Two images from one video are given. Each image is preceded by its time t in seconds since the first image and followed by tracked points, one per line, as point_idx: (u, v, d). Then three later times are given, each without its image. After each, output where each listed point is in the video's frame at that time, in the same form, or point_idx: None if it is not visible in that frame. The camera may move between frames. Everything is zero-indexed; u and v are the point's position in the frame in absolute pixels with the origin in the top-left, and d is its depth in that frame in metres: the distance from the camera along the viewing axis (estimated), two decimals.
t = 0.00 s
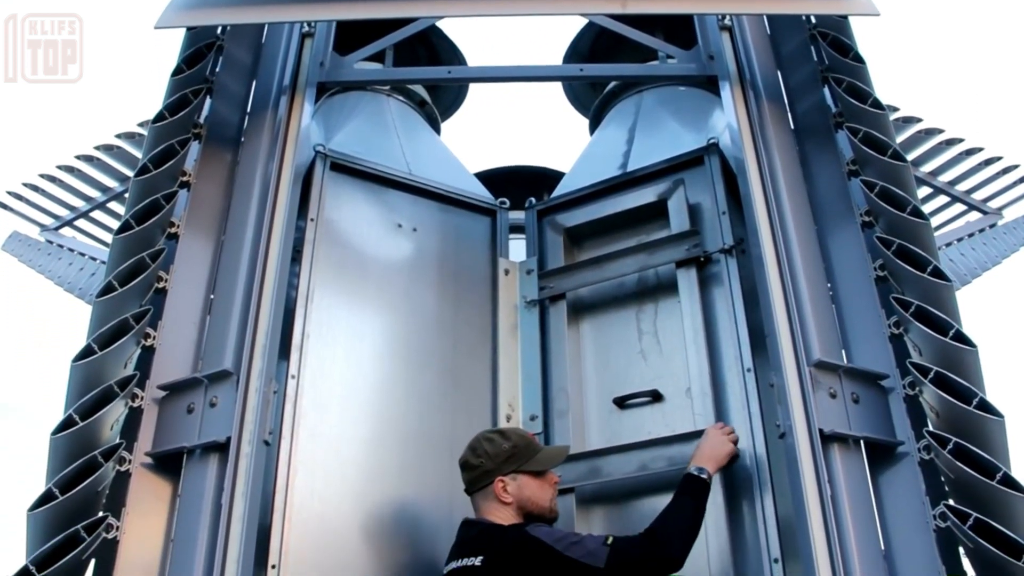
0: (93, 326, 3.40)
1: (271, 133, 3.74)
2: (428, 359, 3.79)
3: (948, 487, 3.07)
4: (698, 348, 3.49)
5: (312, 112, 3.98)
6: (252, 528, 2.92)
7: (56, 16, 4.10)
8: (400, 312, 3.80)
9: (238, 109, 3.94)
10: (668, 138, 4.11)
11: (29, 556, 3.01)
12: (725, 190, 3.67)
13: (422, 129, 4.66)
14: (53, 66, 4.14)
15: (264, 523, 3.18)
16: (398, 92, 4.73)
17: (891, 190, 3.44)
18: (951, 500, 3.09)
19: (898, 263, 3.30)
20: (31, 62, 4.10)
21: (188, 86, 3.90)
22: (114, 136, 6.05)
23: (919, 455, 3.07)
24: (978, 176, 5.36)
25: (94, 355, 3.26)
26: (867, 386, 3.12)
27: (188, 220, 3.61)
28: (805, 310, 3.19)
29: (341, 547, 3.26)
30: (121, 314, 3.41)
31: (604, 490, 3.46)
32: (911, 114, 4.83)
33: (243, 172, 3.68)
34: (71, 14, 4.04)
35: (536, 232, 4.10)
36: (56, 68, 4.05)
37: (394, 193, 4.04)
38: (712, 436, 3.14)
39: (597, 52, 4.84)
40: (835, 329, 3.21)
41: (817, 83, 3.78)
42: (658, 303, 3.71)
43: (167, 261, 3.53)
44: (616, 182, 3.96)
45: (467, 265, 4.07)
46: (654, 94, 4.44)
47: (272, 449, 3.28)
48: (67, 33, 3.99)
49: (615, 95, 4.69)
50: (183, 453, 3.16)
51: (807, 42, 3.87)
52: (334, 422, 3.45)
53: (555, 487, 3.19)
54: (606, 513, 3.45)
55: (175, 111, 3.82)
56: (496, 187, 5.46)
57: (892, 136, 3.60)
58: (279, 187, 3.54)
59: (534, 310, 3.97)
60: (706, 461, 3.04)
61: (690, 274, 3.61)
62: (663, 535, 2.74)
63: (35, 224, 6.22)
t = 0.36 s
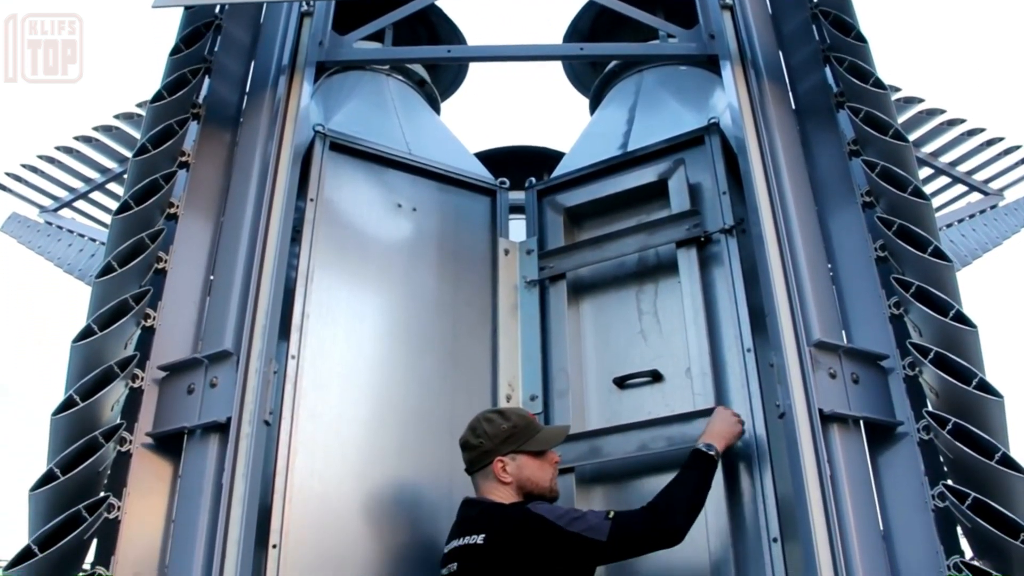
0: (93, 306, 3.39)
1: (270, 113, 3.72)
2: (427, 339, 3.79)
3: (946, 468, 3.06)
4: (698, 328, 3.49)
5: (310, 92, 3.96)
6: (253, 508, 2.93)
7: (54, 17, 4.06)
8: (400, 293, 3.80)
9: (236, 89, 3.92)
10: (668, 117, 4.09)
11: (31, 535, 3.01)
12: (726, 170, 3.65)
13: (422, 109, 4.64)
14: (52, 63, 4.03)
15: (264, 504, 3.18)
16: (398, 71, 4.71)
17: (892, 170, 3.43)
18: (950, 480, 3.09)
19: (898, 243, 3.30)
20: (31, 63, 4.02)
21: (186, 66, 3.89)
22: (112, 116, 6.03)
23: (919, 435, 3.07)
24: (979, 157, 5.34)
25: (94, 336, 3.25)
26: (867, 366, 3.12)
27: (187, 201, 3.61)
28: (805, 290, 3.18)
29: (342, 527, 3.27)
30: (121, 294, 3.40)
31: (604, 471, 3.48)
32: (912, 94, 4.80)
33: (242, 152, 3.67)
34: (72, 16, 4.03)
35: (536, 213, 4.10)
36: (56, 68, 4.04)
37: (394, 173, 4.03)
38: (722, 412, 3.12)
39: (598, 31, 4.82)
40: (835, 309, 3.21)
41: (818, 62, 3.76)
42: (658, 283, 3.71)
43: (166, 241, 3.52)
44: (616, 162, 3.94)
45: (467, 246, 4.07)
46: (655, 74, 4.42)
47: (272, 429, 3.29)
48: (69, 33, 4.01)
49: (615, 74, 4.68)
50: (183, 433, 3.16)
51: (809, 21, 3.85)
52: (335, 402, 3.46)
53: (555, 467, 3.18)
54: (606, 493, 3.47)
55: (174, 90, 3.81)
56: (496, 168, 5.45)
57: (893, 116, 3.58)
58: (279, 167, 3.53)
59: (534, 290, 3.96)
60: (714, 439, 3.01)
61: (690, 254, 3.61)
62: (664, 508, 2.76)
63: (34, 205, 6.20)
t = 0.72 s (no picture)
0: (94, 287, 3.38)
1: (269, 93, 3.71)
2: (428, 320, 3.79)
3: (946, 449, 3.08)
4: (698, 308, 3.48)
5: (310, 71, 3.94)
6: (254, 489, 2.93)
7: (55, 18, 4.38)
8: (400, 273, 3.80)
9: (235, 70, 3.90)
10: (669, 98, 4.08)
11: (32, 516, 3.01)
12: (727, 151, 3.64)
13: (423, 89, 4.63)
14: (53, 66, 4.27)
15: (265, 485, 3.19)
16: (398, 52, 4.69)
17: (893, 151, 3.42)
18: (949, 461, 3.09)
19: (899, 224, 3.29)
20: (31, 62, 4.30)
21: (184, 46, 3.85)
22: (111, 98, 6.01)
23: (919, 416, 3.07)
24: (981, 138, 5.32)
25: (95, 317, 3.25)
26: (867, 347, 3.12)
27: (186, 182, 3.60)
28: (806, 271, 3.17)
29: (342, 508, 3.28)
30: (121, 275, 3.40)
31: (604, 450, 3.50)
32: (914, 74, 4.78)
33: (242, 133, 3.66)
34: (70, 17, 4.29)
35: (536, 193, 4.09)
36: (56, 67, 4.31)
37: (394, 153, 4.02)
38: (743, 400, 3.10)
39: (599, 12, 4.80)
40: (835, 290, 3.21)
41: (820, 42, 3.74)
42: (658, 264, 3.70)
43: (167, 222, 3.52)
44: (617, 143, 3.93)
45: (467, 226, 4.06)
46: (656, 54, 4.40)
47: (272, 410, 3.29)
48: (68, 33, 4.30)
49: (616, 55, 4.65)
50: (183, 414, 3.16)
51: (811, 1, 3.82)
52: (335, 383, 3.46)
53: (555, 448, 3.20)
54: (606, 473, 3.48)
55: (172, 71, 3.79)
56: (496, 148, 5.43)
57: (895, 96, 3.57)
58: (278, 148, 3.51)
59: (534, 271, 3.96)
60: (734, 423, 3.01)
61: (691, 235, 3.60)
62: (669, 490, 2.78)
63: (33, 187, 6.20)
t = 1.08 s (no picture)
0: (94, 269, 3.37)
1: (268, 73, 3.69)
2: (428, 301, 3.79)
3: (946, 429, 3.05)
4: (699, 289, 3.48)
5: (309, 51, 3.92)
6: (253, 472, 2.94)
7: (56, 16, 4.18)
8: (400, 254, 3.79)
9: (234, 50, 3.88)
10: (670, 78, 4.06)
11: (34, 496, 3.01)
12: (727, 131, 3.63)
13: (423, 70, 4.61)
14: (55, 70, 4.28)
15: (266, 465, 3.20)
16: (398, 32, 4.67)
17: (895, 131, 3.41)
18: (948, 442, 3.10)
19: (900, 205, 3.28)
20: (32, 62, 4.15)
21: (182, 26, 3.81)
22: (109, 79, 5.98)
23: (919, 397, 3.07)
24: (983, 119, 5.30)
25: (95, 299, 3.24)
26: (867, 328, 3.12)
27: (186, 163, 3.60)
28: (806, 252, 3.17)
29: (342, 488, 3.29)
30: (120, 257, 3.39)
31: (605, 430, 3.51)
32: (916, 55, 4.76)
33: (241, 114, 3.65)
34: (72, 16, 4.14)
35: (536, 174, 4.08)
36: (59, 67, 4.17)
37: (394, 134, 4.01)
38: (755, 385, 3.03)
39: None
40: (836, 271, 3.20)
41: (822, 23, 3.72)
42: (658, 245, 3.70)
43: (166, 203, 3.52)
44: (618, 123, 3.92)
45: (467, 207, 4.06)
46: (656, 34, 4.37)
47: (273, 391, 3.30)
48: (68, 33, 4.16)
49: (616, 35, 4.63)
50: (184, 395, 3.17)
51: None
52: (335, 364, 3.46)
53: (556, 432, 3.20)
54: (606, 454, 3.49)
55: (170, 51, 3.76)
56: (496, 129, 5.42)
57: (897, 76, 3.54)
58: (278, 128, 3.49)
59: (534, 252, 3.96)
60: (751, 412, 2.94)
61: (691, 215, 3.59)
62: (671, 472, 2.78)
63: (32, 169, 6.18)
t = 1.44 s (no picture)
0: (94, 250, 3.36)
1: (267, 54, 3.67)
2: (428, 282, 3.78)
3: (946, 411, 3.07)
4: (699, 269, 3.48)
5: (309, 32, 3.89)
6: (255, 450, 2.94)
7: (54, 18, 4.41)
8: (400, 235, 3.78)
9: (234, 31, 3.85)
10: (671, 59, 4.04)
11: (36, 478, 3.02)
12: (729, 112, 3.62)
13: (422, 50, 4.59)
14: (53, 66, 4.29)
15: (267, 447, 3.21)
16: (397, 13, 4.65)
17: (897, 112, 3.39)
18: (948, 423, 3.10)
19: (902, 186, 3.27)
20: (32, 62, 4.36)
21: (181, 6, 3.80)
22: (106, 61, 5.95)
23: (919, 378, 3.07)
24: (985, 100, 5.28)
25: (94, 281, 3.23)
26: (867, 309, 3.12)
27: (185, 144, 3.59)
28: (806, 234, 3.16)
29: (342, 469, 3.30)
30: (121, 238, 3.38)
31: (605, 411, 3.51)
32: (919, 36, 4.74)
33: (240, 95, 3.63)
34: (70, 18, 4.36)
35: (536, 154, 4.07)
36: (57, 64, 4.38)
37: (394, 114, 3.99)
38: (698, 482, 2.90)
39: None
40: (836, 253, 3.20)
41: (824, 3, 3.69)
42: (658, 225, 3.69)
43: (166, 184, 3.51)
44: (618, 104, 3.90)
45: (466, 188, 4.05)
46: (657, 14, 4.35)
47: (273, 371, 3.29)
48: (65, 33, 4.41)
49: (615, 16, 4.62)
50: (184, 376, 3.17)
51: None
52: (336, 346, 3.46)
53: (559, 438, 3.20)
54: (608, 434, 3.50)
55: (169, 31, 3.73)
56: (496, 110, 5.40)
57: (900, 57, 3.50)
58: (276, 108, 3.46)
59: (534, 233, 3.96)
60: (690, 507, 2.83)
61: (692, 196, 3.58)
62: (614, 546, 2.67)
63: (31, 152, 6.16)
